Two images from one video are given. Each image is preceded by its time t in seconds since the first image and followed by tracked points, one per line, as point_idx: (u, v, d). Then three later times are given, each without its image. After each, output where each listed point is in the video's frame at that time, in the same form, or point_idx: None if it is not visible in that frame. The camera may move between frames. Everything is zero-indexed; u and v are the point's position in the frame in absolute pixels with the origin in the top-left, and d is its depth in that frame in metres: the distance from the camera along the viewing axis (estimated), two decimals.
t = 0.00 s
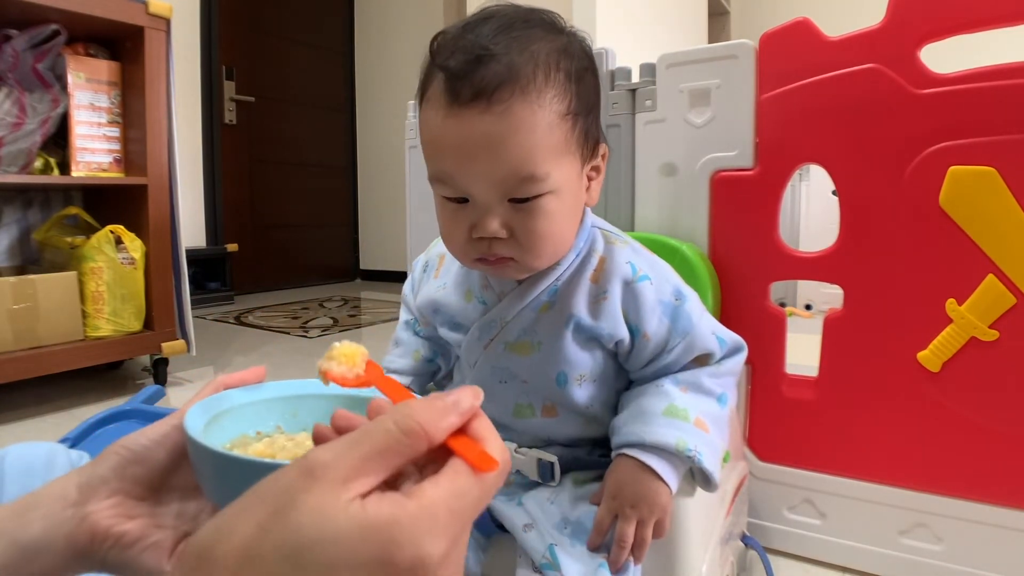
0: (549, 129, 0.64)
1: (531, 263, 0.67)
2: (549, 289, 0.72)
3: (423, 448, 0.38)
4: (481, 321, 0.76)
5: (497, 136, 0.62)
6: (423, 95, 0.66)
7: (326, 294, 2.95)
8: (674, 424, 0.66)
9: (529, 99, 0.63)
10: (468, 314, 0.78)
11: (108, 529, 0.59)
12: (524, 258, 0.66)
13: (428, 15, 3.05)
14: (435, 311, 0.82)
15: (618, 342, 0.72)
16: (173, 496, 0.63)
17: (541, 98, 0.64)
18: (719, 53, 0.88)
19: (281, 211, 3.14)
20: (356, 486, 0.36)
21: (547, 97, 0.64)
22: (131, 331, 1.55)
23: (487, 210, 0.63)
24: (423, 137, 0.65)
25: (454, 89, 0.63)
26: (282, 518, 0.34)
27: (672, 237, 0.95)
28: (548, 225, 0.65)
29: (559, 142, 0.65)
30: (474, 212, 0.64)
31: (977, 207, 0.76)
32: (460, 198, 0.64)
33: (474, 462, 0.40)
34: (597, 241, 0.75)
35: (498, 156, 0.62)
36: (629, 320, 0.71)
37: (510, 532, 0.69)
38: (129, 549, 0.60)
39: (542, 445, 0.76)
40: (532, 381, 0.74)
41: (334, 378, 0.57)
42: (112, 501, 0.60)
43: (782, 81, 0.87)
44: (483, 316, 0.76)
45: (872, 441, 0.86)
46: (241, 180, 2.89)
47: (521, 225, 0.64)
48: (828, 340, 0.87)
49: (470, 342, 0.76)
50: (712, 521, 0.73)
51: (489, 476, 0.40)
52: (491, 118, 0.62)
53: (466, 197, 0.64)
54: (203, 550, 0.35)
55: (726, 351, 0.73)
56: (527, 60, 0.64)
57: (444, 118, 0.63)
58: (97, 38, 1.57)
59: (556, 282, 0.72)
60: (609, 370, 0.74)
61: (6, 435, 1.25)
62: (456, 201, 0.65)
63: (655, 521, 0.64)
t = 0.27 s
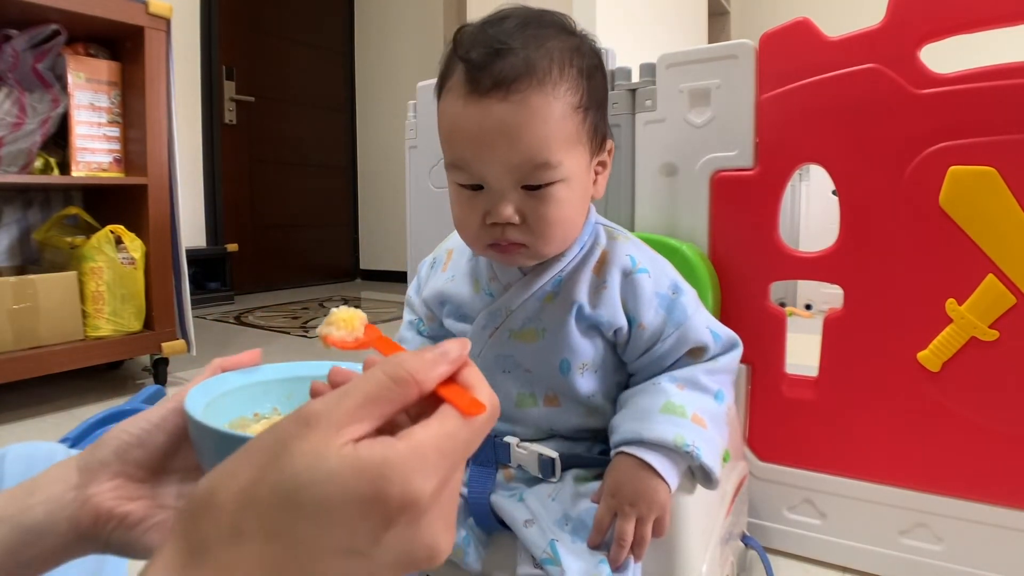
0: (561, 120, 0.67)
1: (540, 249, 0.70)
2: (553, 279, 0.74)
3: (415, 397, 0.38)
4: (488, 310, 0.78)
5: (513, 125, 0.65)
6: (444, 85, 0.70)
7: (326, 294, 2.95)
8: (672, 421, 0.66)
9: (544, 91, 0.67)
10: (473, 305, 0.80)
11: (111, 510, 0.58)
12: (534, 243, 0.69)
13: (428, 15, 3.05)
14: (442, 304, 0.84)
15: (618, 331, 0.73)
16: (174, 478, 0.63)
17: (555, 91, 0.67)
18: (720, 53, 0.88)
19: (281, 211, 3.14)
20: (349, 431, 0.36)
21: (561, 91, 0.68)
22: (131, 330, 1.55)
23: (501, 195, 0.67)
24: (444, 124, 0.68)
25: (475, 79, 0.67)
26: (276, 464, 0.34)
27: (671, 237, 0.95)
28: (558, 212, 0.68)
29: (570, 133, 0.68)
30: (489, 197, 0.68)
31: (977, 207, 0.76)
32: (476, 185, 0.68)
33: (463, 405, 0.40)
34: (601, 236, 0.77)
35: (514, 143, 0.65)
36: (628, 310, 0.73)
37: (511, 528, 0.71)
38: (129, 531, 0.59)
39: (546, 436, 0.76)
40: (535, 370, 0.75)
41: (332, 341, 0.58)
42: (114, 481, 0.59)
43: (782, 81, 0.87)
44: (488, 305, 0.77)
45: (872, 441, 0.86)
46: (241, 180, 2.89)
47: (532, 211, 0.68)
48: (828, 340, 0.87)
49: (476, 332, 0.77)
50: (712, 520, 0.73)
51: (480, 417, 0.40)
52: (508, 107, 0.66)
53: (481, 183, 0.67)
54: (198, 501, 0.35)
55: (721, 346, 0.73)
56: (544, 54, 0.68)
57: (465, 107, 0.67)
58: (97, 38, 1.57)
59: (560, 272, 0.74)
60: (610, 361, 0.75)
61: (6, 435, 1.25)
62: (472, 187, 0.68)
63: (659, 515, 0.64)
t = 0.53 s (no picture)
0: (561, 109, 0.68)
1: (539, 235, 0.70)
2: (557, 272, 0.75)
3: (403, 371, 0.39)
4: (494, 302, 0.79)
5: (514, 111, 0.67)
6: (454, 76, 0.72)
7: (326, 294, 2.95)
8: (669, 419, 0.66)
9: (545, 80, 0.68)
10: (479, 298, 0.82)
11: (123, 493, 0.57)
12: (533, 229, 0.70)
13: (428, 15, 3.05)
14: (449, 299, 0.85)
15: (618, 322, 0.74)
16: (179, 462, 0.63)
17: (556, 80, 0.68)
18: (719, 53, 0.88)
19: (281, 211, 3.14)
20: (340, 404, 0.36)
21: (562, 81, 0.69)
22: (131, 330, 1.55)
23: (501, 180, 0.68)
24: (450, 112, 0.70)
25: (482, 68, 0.69)
26: (271, 437, 0.34)
27: (671, 237, 0.95)
28: (557, 198, 0.69)
29: (572, 122, 0.69)
30: (490, 182, 0.69)
31: (977, 207, 0.76)
32: (478, 169, 0.69)
33: (447, 378, 0.40)
34: (605, 232, 0.78)
35: (515, 128, 0.67)
36: (628, 302, 0.74)
37: (512, 525, 0.71)
38: (142, 514, 0.58)
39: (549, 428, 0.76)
40: (538, 361, 0.76)
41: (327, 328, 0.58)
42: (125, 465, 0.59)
43: (782, 81, 0.87)
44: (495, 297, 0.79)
45: (872, 441, 0.86)
46: (241, 180, 2.89)
47: (532, 197, 0.69)
48: (828, 339, 0.87)
49: (482, 323, 0.79)
50: (712, 519, 0.73)
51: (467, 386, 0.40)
52: (511, 94, 0.67)
53: (484, 169, 0.69)
54: (197, 474, 0.35)
55: (717, 343, 0.73)
56: (549, 46, 0.70)
57: (469, 95, 0.69)
58: (97, 38, 1.57)
59: (565, 265, 0.75)
60: (611, 354, 0.76)
61: (6, 435, 1.25)
62: (475, 172, 0.70)
63: (661, 510, 0.64)
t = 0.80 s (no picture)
0: (559, 97, 0.69)
1: (537, 222, 0.70)
2: (557, 267, 0.76)
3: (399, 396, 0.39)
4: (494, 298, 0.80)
5: (512, 98, 0.68)
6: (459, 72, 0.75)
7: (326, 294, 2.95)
8: (669, 418, 0.66)
9: (543, 69, 0.69)
10: (479, 294, 0.82)
11: (121, 500, 0.57)
12: (530, 215, 0.70)
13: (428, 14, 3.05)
14: (449, 297, 0.85)
15: (616, 317, 0.74)
16: (179, 470, 0.63)
17: (554, 69, 0.70)
18: (719, 53, 0.88)
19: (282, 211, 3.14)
20: (336, 428, 0.37)
21: (560, 70, 0.70)
22: (131, 331, 1.55)
23: (499, 166, 0.69)
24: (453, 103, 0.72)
25: (483, 59, 0.71)
26: (269, 459, 0.35)
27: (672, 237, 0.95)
28: (554, 184, 0.69)
29: (570, 110, 0.70)
30: (489, 169, 0.70)
31: (977, 207, 0.76)
32: (478, 158, 0.71)
33: (442, 405, 0.41)
34: (605, 229, 0.78)
35: (511, 113, 0.68)
36: (627, 297, 0.74)
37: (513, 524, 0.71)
38: (140, 522, 0.58)
39: (548, 422, 0.76)
40: (538, 356, 0.76)
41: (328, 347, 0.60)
42: (122, 472, 0.59)
43: (781, 81, 0.87)
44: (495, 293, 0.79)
45: (872, 441, 0.86)
46: (241, 180, 2.89)
47: (529, 182, 0.69)
48: (828, 339, 0.87)
49: (482, 319, 0.80)
50: (712, 518, 0.73)
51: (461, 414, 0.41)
52: (509, 81, 0.69)
53: (482, 156, 0.70)
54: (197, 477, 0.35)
55: (715, 340, 0.73)
56: (547, 38, 0.72)
57: (470, 84, 0.71)
58: (97, 38, 1.57)
59: (564, 261, 0.76)
60: (611, 349, 0.76)
61: (6, 435, 1.25)
62: (475, 161, 0.71)
63: (659, 518, 0.64)
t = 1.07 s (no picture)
0: (552, 94, 0.70)
1: (531, 219, 0.70)
2: (554, 268, 0.76)
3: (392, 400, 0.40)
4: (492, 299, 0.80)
5: (505, 95, 0.68)
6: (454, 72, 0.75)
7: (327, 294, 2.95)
8: (669, 419, 0.66)
9: (536, 66, 0.70)
10: (476, 297, 0.82)
11: (120, 501, 0.57)
12: (525, 212, 0.69)
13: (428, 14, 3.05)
14: (446, 299, 0.85)
15: (615, 319, 0.74)
16: (176, 471, 0.63)
17: (547, 67, 0.70)
18: (719, 53, 0.88)
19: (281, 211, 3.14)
20: (329, 433, 0.37)
21: (553, 67, 0.70)
22: (131, 331, 1.55)
23: (493, 163, 0.69)
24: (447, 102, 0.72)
25: (477, 58, 0.72)
26: (259, 464, 0.36)
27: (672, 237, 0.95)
28: (548, 180, 0.69)
29: (563, 107, 0.70)
30: (484, 167, 0.70)
31: (977, 207, 0.76)
32: (473, 156, 0.71)
33: (434, 410, 0.41)
34: (602, 230, 0.78)
35: (505, 109, 0.68)
36: (625, 298, 0.74)
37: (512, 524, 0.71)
38: (135, 526, 0.58)
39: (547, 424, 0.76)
40: (537, 358, 0.76)
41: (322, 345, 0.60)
42: (118, 475, 0.60)
43: (781, 81, 0.87)
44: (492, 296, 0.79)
45: (872, 441, 0.86)
46: (241, 180, 2.89)
47: (523, 179, 0.69)
48: (828, 339, 0.87)
49: (479, 321, 0.80)
50: (712, 518, 0.73)
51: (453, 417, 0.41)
52: (502, 78, 0.69)
53: (476, 154, 0.70)
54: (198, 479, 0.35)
55: (714, 340, 0.73)
56: (541, 36, 0.72)
57: (464, 82, 0.71)
58: (97, 38, 1.57)
59: (562, 262, 0.76)
60: (610, 350, 0.76)
61: (6, 435, 1.25)
62: (469, 159, 0.71)
63: (659, 520, 0.64)
